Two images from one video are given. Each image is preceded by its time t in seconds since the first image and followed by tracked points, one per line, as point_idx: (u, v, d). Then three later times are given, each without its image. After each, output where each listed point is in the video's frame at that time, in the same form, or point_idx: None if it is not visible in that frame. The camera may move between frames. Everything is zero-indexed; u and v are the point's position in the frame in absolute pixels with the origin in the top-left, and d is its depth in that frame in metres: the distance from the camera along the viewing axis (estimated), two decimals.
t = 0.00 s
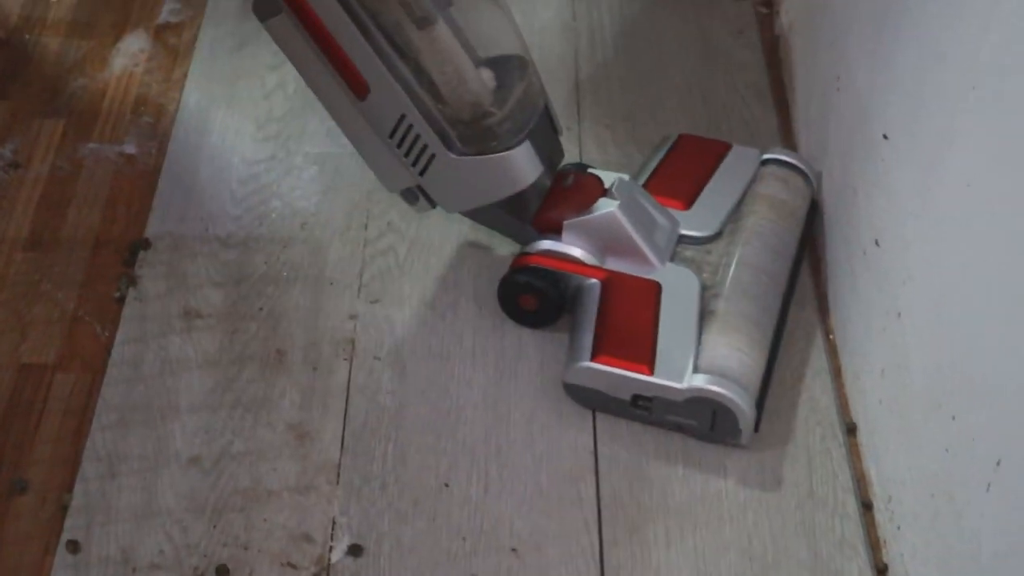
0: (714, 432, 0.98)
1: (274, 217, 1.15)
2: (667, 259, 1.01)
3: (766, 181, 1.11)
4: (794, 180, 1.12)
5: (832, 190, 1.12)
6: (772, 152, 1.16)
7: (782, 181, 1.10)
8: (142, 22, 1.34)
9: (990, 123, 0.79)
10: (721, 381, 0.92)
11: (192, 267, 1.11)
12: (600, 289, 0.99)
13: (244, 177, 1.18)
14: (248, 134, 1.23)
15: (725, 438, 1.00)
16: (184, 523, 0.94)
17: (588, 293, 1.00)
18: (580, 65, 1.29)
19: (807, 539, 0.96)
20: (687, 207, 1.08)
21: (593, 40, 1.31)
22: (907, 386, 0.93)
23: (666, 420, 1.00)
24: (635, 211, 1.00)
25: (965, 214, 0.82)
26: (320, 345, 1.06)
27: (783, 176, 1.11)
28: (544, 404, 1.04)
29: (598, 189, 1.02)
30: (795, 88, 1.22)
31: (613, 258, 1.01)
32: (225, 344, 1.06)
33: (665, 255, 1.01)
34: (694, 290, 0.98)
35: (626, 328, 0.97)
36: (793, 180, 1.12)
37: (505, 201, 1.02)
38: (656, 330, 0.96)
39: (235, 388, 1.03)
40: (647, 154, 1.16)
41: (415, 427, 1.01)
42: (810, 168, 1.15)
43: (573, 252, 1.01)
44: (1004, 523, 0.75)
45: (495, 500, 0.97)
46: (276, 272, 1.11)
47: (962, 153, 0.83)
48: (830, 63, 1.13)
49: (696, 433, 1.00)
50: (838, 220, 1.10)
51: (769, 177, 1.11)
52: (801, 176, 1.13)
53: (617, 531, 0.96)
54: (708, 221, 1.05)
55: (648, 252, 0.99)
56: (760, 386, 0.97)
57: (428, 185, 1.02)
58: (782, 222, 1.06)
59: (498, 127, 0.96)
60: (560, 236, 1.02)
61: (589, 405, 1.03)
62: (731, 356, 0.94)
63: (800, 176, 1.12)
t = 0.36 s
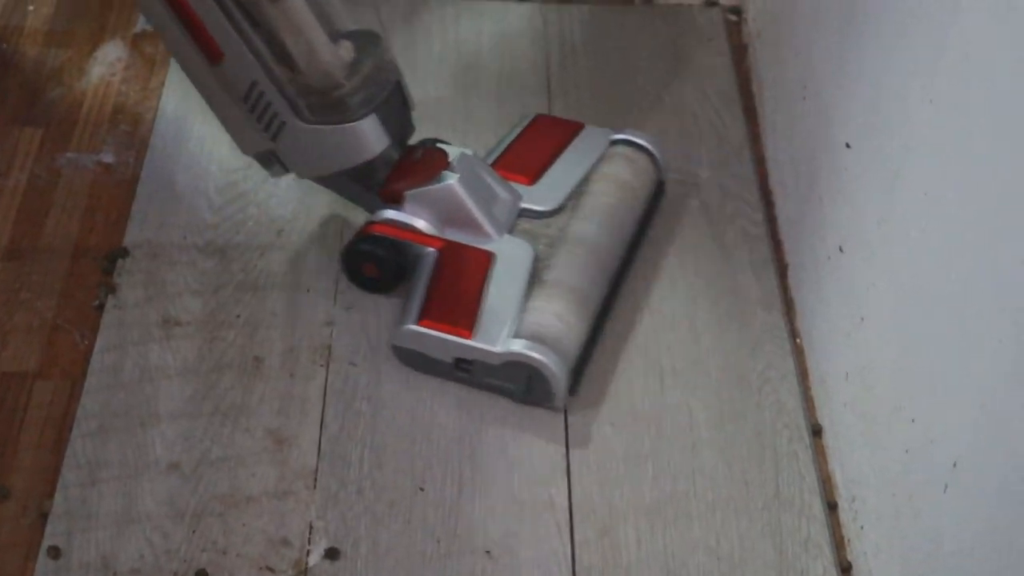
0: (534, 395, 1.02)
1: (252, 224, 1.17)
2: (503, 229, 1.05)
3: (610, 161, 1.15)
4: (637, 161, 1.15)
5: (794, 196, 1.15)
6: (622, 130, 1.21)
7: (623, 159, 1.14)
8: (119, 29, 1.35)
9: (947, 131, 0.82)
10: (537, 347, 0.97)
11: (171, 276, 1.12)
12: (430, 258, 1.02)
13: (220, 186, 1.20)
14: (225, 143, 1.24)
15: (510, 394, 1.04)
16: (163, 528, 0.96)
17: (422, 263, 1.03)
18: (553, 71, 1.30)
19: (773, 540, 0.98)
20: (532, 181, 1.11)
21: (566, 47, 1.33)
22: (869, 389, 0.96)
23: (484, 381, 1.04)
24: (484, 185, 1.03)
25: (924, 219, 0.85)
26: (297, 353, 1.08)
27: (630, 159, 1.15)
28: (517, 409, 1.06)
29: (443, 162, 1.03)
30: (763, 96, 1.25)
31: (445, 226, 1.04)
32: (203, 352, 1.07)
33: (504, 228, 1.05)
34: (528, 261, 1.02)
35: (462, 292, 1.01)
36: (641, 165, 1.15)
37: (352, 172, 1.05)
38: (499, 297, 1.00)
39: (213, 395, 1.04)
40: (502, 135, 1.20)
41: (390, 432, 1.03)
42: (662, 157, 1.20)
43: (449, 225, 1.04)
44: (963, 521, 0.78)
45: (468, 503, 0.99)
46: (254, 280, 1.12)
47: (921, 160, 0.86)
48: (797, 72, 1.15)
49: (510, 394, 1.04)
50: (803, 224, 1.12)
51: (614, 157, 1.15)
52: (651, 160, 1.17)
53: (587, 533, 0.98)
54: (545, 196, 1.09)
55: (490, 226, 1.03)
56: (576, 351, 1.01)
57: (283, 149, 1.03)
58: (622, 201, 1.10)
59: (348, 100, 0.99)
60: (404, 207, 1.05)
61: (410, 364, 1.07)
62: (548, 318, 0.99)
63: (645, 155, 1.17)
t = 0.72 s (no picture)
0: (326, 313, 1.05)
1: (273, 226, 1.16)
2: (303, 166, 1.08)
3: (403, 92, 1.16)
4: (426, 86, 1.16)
5: (821, 194, 1.12)
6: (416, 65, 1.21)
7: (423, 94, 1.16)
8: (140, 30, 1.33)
9: (977, 124, 0.80)
10: (344, 271, 0.99)
11: (193, 279, 1.12)
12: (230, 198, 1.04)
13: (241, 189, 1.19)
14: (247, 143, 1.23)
15: (322, 320, 1.07)
16: (187, 533, 0.95)
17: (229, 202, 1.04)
18: (576, 69, 1.29)
19: (805, 545, 0.97)
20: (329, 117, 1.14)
21: (588, 44, 1.32)
22: (900, 392, 0.94)
23: (292, 309, 1.06)
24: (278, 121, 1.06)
25: (955, 215, 0.83)
26: (320, 356, 1.07)
27: (422, 88, 1.16)
28: (542, 411, 1.03)
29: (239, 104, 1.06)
30: (790, 92, 1.23)
31: (258, 169, 1.06)
32: (226, 355, 1.06)
33: (303, 163, 1.08)
34: (327, 192, 1.05)
35: (268, 231, 1.02)
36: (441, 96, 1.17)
37: (153, 111, 1.07)
38: (297, 227, 1.03)
39: (236, 398, 1.04)
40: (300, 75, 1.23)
41: (414, 436, 1.02)
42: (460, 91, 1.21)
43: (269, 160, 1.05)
44: (996, 529, 0.76)
45: (493, 507, 0.98)
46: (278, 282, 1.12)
47: (951, 155, 0.84)
48: (824, 68, 1.13)
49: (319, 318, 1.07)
50: (832, 222, 1.10)
51: (416, 88, 1.16)
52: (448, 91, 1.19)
53: (614, 537, 0.97)
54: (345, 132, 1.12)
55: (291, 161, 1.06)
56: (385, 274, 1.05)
57: (76, 95, 1.07)
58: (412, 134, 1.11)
59: (143, 36, 1.02)
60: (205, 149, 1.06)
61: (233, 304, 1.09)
62: (354, 250, 1.01)
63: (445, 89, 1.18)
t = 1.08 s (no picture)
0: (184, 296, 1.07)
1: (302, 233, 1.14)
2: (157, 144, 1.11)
3: (257, 67, 1.18)
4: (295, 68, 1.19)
5: (859, 206, 1.09)
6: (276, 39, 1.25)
7: (276, 65, 1.18)
8: (168, 35, 1.31)
9: None
10: (197, 249, 1.01)
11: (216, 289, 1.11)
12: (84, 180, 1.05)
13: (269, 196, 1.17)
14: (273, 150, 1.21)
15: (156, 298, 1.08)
16: (209, 552, 0.94)
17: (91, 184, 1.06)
18: (606, 75, 1.26)
19: (839, 569, 0.92)
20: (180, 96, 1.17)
21: (619, 49, 1.29)
22: (938, 414, 0.90)
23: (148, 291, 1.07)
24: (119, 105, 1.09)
25: (999, 233, 0.79)
26: (345, 370, 1.05)
27: (278, 63, 1.18)
28: (571, 430, 1.01)
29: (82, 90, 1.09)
30: (827, 100, 1.20)
31: (105, 153, 1.09)
32: (250, 370, 1.05)
33: (155, 141, 1.11)
34: (176, 169, 1.08)
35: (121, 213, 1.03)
36: (296, 67, 1.19)
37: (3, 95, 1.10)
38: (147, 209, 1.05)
39: (261, 413, 1.02)
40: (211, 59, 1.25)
41: (441, 453, 1.00)
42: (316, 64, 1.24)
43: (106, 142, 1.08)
44: None
45: (520, 527, 0.95)
46: (303, 293, 1.10)
47: (1000, 167, 0.80)
48: (862, 76, 1.10)
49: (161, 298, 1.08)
50: (869, 235, 1.06)
51: (265, 63, 1.19)
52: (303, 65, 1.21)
53: (643, 560, 0.93)
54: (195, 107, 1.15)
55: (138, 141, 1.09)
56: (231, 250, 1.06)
57: None
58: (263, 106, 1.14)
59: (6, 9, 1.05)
60: (54, 138, 1.09)
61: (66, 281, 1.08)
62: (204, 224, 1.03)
63: (299, 61, 1.20)
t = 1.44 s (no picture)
0: None
1: (305, 252, 1.14)
2: (24, 164, 1.05)
3: (164, 118, 1.13)
4: (204, 133, 1.15)
5: (864, 229, 1.08)
6: (207, 93, 1.19)
7: (178, 120, 1.13)
8: (171, 51, 1.31)
9: None
10: None
11: (218, 308, 1.10)
12: None
13: (272, 214, 1.16)
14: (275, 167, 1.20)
15: None
16: None
17: None
18: (610, 93, 1.26)
19: None
20: (79, 125, 1.10)
21: (623, 67, 1.28)
22: (944, 442, 0.89)
23: None
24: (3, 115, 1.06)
25: (1006, 261, 0.78)
26: (347, 392, 1.04)
27: (183, 117, 1.14)
28: (574, 453, 1.00)
29: None
30: (832, 121, 1.19)
31: None
32: (251, 391, 1.05)
33: (24, 160, 1.05)
34: (20, 189, 1.04)
35: None
36: (202, 132, 1.15)
37: None
38: None
39: (262, 435, 1.02)
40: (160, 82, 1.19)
41: (443, 477, 0.99)
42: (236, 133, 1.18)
43: None
44: None
45: (523, 552, 0.95)
46: (305, 313, 1.09)
47: (1007, 194, 0.78)
48: (867, 98, 1.09)
49: None
50: (874, 259, 1.05)
51: (171, 115, 1.14)
52: (217, 130, 1.16)
53: None
54: (86, 138, 1.08)
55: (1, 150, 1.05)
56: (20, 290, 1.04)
57: None
58: (140, 159, 1.09)
59: None
60: None
61: None
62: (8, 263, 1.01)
63: (211, 123, 1.15)
